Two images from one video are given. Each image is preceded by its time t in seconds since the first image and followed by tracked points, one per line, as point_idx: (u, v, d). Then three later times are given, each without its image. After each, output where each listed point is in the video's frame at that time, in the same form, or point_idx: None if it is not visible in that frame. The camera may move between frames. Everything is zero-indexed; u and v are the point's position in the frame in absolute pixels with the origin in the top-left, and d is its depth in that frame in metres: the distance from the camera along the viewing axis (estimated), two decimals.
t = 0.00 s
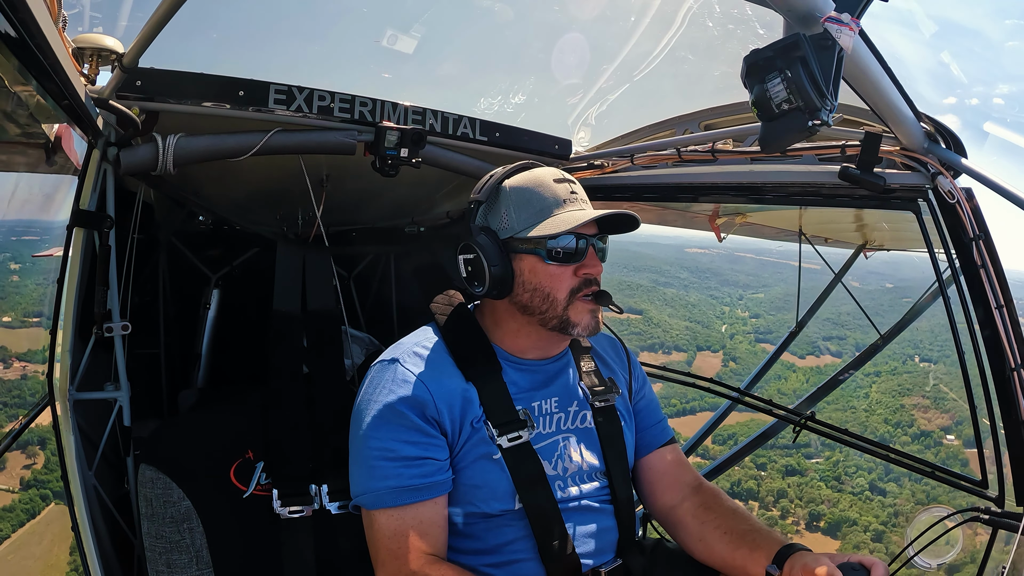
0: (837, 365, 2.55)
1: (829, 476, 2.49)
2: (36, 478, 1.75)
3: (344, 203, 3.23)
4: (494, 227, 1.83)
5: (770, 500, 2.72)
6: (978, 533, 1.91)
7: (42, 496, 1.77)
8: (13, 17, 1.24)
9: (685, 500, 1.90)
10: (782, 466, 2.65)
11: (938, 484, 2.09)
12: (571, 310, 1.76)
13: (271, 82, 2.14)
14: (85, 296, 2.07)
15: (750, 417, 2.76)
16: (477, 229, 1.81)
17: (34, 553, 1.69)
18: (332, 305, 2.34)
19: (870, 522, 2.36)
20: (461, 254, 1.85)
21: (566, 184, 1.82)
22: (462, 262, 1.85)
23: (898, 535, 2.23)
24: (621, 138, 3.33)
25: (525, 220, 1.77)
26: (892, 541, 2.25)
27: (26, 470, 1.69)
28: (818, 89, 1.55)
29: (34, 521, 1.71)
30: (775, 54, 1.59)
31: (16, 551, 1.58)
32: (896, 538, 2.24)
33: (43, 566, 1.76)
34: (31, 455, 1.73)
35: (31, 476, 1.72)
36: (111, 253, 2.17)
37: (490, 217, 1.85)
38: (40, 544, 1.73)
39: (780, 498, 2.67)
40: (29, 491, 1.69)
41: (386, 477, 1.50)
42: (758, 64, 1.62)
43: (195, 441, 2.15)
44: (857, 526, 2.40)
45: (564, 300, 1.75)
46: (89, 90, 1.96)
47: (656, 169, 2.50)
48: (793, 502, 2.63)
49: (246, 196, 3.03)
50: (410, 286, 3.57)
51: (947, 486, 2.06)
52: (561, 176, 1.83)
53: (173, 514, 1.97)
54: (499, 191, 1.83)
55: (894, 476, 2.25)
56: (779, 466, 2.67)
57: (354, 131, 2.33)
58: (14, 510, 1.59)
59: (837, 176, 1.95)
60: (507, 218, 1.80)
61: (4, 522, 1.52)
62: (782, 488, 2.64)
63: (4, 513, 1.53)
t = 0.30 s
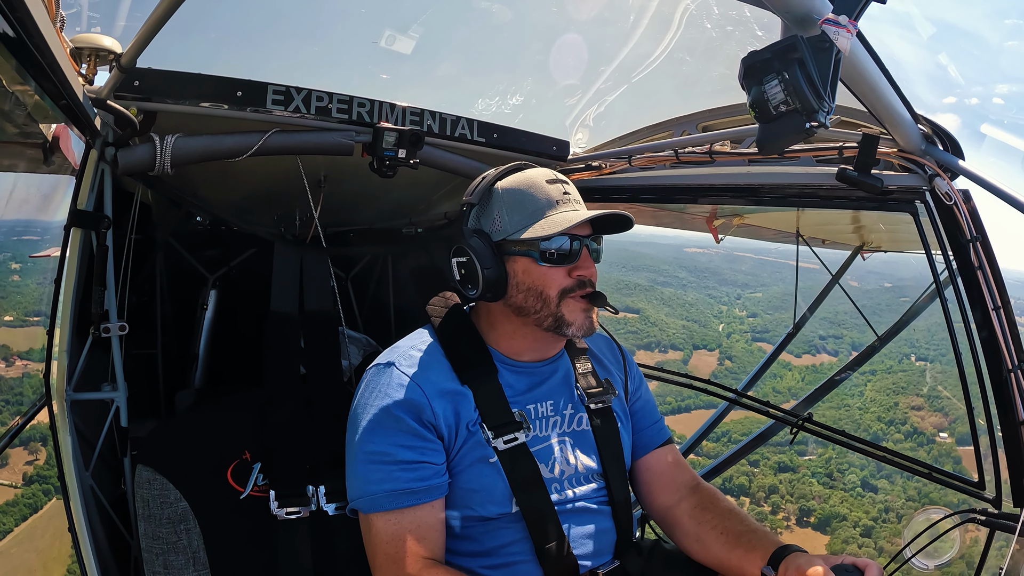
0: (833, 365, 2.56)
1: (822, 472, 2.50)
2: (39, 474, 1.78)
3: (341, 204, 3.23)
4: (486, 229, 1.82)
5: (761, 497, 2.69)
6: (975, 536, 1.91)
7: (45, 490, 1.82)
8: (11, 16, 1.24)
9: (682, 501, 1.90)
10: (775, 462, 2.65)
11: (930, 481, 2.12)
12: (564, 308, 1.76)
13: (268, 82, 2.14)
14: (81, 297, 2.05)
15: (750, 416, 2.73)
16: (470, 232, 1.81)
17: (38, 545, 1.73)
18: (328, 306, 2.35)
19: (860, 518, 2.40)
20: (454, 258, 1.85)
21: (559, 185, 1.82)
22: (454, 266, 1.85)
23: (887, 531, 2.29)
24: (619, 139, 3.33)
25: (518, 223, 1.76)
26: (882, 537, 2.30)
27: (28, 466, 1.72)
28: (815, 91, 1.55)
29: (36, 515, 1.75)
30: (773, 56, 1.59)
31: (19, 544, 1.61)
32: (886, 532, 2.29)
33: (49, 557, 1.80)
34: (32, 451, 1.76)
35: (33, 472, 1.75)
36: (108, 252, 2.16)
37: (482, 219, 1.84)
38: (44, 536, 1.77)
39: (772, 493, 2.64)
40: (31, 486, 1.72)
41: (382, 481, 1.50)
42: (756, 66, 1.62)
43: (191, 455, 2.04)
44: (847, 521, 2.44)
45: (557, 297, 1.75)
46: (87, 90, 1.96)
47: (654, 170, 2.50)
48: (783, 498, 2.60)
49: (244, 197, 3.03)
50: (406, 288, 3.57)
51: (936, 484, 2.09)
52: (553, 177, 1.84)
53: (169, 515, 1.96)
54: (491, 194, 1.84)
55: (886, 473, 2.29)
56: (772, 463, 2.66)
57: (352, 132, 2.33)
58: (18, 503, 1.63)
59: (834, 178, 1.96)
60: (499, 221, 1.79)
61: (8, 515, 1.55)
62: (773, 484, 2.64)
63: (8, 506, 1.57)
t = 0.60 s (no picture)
0: (828, 364, 2.59)
1: (811, 469, 2.56)
2: (40, 469, 1.78)
3: (338, 204, 3.23)
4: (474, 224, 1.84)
5: (752, 492, 2.77)
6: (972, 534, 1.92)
7: (48, 485, 1.82)
8: (7, 17, 1.23)
9: (681, 499, 1.90)
10: (768, 460, 2.70)
11: (921, 479, 2.16)
12: (540, 305, 1.74)
13: (265, 83, 2.14)
14: (79, 298, 2.05)
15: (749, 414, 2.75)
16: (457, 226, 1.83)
17: (40, 539, 1.75)
18: (325, 306, 2.36)
19: (850, 514, 2.45)
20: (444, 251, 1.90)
21: (545, 181, 1.79)
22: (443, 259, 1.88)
23: (875, 528, 2.34)
24: (616, 138, 3.33)
25: (500, 219, 1.77)
26: (871, 533, 2.36)
27: (29, 461, 1.73)
28: (812, 90, 1.55)
29: (39, 509, 1.76)
30: (769, 55, 1.59)
31: (22, 538, 1.63)
32: (876, 528, 2.33)
33: (52, 550, 1.82)
34: (35, 447, 1.78)
35: (36, 467, 1.76)
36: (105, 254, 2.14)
37: (472, 215, 1.87)
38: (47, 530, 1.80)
39: (763, 490, 2.70)
40: (34, 480, 1.73)
41: (379, 481, 1.50)
42: (752, 64, 1.62)
43: (199, 453, 2.08)
44: (836, 517, 2.50)
45: (532, 293, 1.75)
46: (84, 90, 1.96)
47: (651, 169, 2.50)
48: (774, 494, 2.67)
49: (242, 197, 3.03)
50: (403, 289, 3.59)
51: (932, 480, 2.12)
52: (542, 174, 1.81)
53: (167, 517, 1.93)
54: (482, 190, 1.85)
55: (878, 471, 2.33)
56: (764, 460, 2.71)
57: (349, 132, 2.33)
58: (20, 498, 1.64)
59: (832, 177, 1.96)
60: (485, 217, 1.80)
61: (9, 509, 1.56)
62: (765, 480, 2.70)
63: (10, 501, 1.58)
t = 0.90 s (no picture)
0: (821, 364, 2.61)
1: (804, 466, 2.53)
2: (43, 465, 1.89)
3: (336, 201, 3.23)
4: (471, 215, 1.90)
5: (744, 489, 2.75)
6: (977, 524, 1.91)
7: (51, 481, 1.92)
8: (1, 21, 1.22)
9: (683, 491, 1.91)
10: (760, 457, 2.71)
11: (914, 476, 2.22)
12: (506, 295, 1.78)
13: (260, 80, 2.14)
14: (77, 301, 2.06)
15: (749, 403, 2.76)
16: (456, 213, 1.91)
17: (41, 533, 1.89)
18: (325, 303, 2.37)
19: (840, 510, 2.41)
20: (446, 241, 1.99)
21: (530, 172, 1.78)
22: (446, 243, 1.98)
23: (865, 524, 2.35)
24: (613, 131, 3.33)
25: (481, 209, 1.82)
26: (860, 529, 2.34)
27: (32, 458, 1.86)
28: (809, 80, 1.56)
29: (41, 504, 1.90)
30: (765, 45, 1.58)
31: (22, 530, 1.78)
32: (864, 525, 2.34)
33: (52, 544, 1.95)
34: (36, 444, 1.89)
35: (37, 463, 1.87)
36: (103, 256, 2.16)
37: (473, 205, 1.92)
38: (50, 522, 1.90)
39: (754, 486, 2.67)
40: (36, 476, 1.85)
41: (381, 475, 1.50)
42: (749, 55, 1.60)
43: (190, 444, 2.07)
44: (825, 514, 2.42)
45: (500, 281, 1.78)
46: (78, 91, 1.96)
47: (648, 161, 2.50)
48: (765, 490, 2.61)
49: (238, 196, 3.02)
50: (402, 283, 3.63)
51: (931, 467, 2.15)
52: (528, 165, 1.80)
53: (171, 516, 1.95)
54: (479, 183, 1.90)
55: (870, 468, 2.37)
56: (757, 457, 2.72)
57: (345, 128, 2.32)
58: (22, 493, 1.79)
59: (829, 165, 1.97)
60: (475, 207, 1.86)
61: (10, 505, 1.71)
62: (756, 476, 2.69)
63: (10, 496, 1.72)
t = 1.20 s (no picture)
0: (818, 364, 2.61)
1: (797, 463, 2.58)
2: (45, 461, 1.81)
3: (334, 197, 3.22)
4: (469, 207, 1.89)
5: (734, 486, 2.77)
6: (979, 501, 1.93)
7: (54, 476, 1.85)
8: None
9: (689, 480, 1.91)
10: (753, 454, 2.73)
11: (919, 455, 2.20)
12: (502, 285, 1.78)
13: (254, 78, 2.13)
14: (78, 304, 2.05)
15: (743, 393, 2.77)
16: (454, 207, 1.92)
17: (43, 527, 1.77)
18: (325, 300, 2.38)
19: (829, 506, 2.47)
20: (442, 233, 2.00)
21: (526, 164, 1.78)
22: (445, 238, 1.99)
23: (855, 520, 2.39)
24: (609, 120, 3.32)
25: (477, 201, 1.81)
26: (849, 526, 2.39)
27: (34, 453, 1.76)
28: (804, 65, 1.55)
29: (43, 500, 1.77)
30: (760, 31, 1.58)
31: (28, 525, 1.67)
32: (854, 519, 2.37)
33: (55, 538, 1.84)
34: (39, 440, 1.81)
35: (41, 458, 1.79)
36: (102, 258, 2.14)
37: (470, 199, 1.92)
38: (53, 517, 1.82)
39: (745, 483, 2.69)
40: (38, 472, 1.76)
41: (384, 467, 1.50)
42: (743, 42, 1.60)
43: (194, 443, 2.10)
44: (816, 508, 2.49)
45: (496, 273, 1.79)
46: (72, 95, 1.92)
47: (645, 149, 2.49)
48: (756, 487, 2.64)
49: (235, 194, 3.01)
50: (402, 277, 3.58)
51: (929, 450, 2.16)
52: (524, 157, 1.80)
53: (178, 517, 1.96)
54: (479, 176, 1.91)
55: (862, 465, 2.39)
56: (749, 455, 2.74)
57: (341, 124, 2.32)
58: (25, 489, 1.67)
59: (827, 151, 1.95)
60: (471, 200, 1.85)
61: (14, 499, 1.60)
62: (748, 474, 2.71)
63: (15, 492, 1.62)
